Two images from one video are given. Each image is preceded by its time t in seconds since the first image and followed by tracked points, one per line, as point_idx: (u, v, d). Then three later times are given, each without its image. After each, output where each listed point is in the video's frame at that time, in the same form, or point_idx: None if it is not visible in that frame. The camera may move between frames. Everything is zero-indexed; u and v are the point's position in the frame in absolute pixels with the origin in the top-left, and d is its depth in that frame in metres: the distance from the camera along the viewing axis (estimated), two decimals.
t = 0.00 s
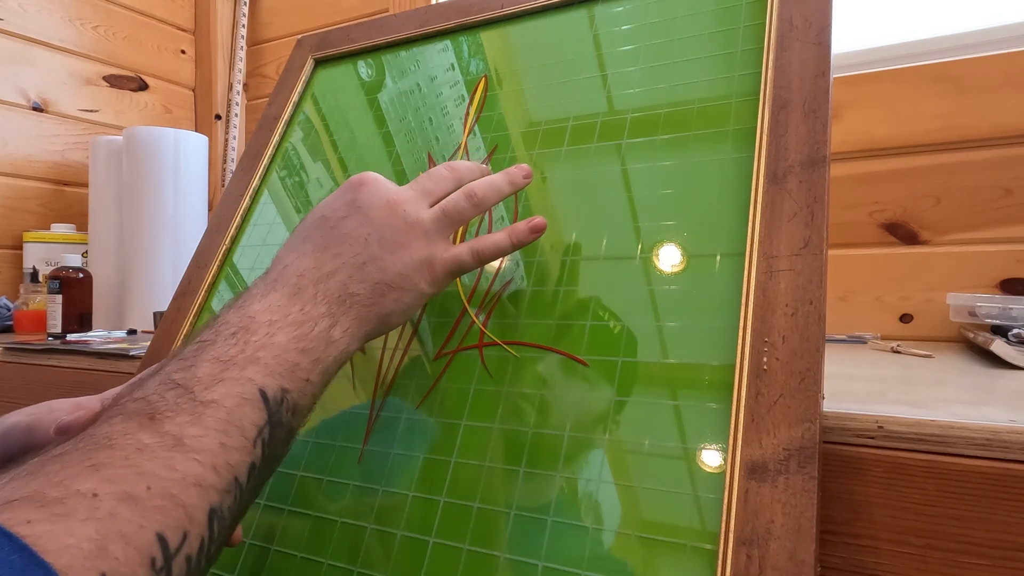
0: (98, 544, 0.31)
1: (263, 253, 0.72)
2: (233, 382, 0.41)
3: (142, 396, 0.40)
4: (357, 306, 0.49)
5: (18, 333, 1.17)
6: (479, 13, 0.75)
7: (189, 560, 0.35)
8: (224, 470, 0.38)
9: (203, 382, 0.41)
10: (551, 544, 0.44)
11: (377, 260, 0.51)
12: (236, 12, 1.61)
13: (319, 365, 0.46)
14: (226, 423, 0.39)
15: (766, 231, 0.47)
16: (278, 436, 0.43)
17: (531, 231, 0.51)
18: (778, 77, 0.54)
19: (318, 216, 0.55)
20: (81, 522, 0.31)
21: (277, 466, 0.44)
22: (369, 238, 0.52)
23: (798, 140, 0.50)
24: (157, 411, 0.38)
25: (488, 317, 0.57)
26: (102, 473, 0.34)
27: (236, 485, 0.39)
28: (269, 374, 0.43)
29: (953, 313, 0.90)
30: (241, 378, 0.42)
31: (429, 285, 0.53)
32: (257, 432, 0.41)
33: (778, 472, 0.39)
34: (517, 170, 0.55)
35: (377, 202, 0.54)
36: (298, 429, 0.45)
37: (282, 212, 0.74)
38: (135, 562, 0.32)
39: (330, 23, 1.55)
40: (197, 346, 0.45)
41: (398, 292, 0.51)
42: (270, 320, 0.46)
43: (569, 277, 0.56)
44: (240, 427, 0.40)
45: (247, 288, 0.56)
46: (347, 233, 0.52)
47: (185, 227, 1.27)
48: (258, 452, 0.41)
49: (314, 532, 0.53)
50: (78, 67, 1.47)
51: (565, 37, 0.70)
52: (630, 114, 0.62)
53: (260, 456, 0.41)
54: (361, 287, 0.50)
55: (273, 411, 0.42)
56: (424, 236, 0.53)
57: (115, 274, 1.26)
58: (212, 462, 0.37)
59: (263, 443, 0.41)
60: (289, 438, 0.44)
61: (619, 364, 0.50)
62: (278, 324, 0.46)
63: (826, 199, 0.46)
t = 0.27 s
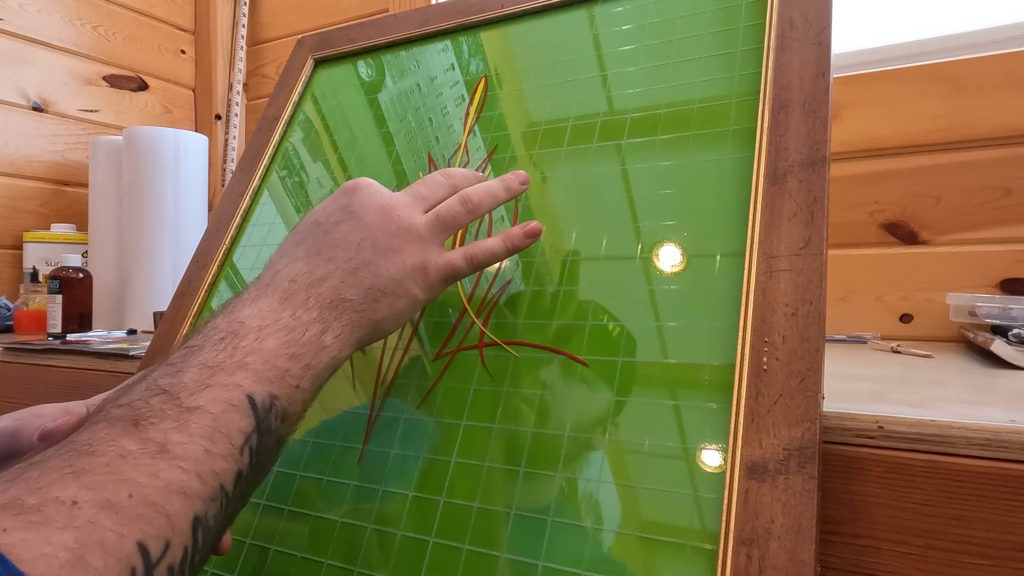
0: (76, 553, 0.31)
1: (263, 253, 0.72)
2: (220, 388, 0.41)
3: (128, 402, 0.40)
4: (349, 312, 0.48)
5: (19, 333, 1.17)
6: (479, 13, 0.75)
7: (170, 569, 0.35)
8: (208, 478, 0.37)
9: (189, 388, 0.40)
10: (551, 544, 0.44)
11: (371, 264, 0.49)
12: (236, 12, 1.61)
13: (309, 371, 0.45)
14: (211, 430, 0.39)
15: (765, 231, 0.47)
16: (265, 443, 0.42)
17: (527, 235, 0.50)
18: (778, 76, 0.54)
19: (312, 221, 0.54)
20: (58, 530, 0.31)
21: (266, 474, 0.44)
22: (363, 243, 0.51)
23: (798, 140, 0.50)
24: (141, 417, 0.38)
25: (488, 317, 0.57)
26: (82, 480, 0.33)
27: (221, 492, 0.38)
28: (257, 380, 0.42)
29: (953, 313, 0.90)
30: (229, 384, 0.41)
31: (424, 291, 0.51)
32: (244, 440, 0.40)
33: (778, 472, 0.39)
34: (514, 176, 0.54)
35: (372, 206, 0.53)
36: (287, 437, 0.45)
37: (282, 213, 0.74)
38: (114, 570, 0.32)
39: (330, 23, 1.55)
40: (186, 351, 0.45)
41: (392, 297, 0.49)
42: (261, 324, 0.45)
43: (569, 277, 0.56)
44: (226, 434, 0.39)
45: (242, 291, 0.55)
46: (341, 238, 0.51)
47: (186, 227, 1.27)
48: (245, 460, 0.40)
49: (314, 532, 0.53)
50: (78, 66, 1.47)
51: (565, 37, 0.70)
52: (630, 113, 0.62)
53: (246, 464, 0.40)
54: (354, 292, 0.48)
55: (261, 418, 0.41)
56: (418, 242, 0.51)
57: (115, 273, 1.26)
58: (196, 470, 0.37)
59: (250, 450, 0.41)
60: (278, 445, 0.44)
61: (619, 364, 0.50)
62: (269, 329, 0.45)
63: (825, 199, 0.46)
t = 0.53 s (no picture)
0: (58, 562, 0.31)
1: (263, 253, 0.72)
2: (210, 394, 0.40)
3: (116, 408, 0.40)
4: (342, 318, 0.47)
5: (18, 333, 1.17)
6: (480, 13, 0.75)
7: None
8: (197, 486, 0.37)
9: (178, 395, 0.40)
10: (551, 544, 0.44)
11: (365, 270, 0.49)
12: (236, 12, 1.61)
13: (301, 378, 0.44)
14: (200, 437, 0.38)
15: (765, 231, 0.47)
16: (256, 450, 0.42)
17: (521, 240, 0.49)
18: (778, 76, 0.54)
19: (306, 226, 0.53)
20: (40, 539, 0.31)
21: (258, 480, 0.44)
22: (357, 249, 0.50)
23: (798, 140, 0.50)
24: (129, 423, 0.38)
25: (488, 317, 0.57)
26: (66, 488, 0.33)
27: (209, 501, 0.38)
28: (248, 386, 0.42)
29: (953, 313, 0.90)
30: (219, 391, 0.41)
31: (420, 298, 0.51)
32: (233, 447, 0.40)
33: (778, 472, 0.39)
34: (511, 183, 0.53)
35: (367, 211, 0.52)
36: (279, 443, 0.44)
37: (282, 212, 0.74)
38: None
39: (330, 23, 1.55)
40: (175, 357, 0.44)
41: (386, 303, 0.49)
42: (252, 330, 0.44)
43: (569, 277, 0.56)
44: (215, 441, 0.39)
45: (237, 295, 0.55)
46: (335, 243, 0.51)
47: (186, 226, 1.27)
48: (234, 467, 0.40)
49: (314, 532, 0.53)
50: (78, 66, 1.47)
51: (565, 37, 0.70)
52: (630, 113, 0.62)
53: (235, 472, 0.40)
54: (347, 298, 0.48)
55: (251, 425, 0.41)
56: (413, 248, 0.51)
57: (115, 273, 1.26)
58: (184, 478, 0.37)
59: (239, 457, 0.40)
60: (270, 452, 0.43)
61: (619, 363, 0.50)
62: (260, 334, 0.44)
63: (825, 200, 0.46)
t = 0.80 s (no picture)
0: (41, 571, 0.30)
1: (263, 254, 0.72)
2: (199, 401, 0.40)
3: (104, 415, 0.40)
4: (335, 324, 0.47)
5: (18, 333, 1.17)
6: (480, 13, 0.75)
7: None
8: (184, 494, 0.37)
9: (167, 401, 0.40)
10: (551, 544, 0.44)
11: (358, 276, 0.49)
12: (236, 12, 1.61)
13: (292, 384, 0.44)
14: (188, 444, 0.38)
15: (766, 231, 0.47)
16: (245, 457, 0.41)
17: (514, 245, 0.49)
18: (778, 76, 0.54)
19: (299, 232, 0.53)
20: (22, 548, 0.31)
21: (248, 487, 0.43)
22: (350, 255, 0.50)
23: (798, 140, 0.50)
24: (115, 431, 0.38)
25: (488, 317, 0.57)
26: (50, 496, 0.33)
27: (197, 509, 0.38)
28: (238, 393, 0.41)
29: (953, 313, 0.90)
30: (208, 397, 0.40)
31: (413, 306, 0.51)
32: (222, 454, 0.39)
33: (778, 472, 0.39)
34: (506, 190, 0.52)
35: (361, 218, 0.52)
36: (269, 450, 0.44)
37: (282, 213, 0.74)
38: None
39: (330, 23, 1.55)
40: (165, 363, 0.44)
41: (379, 310, 0.49)
42: (243, 336, 0.44)
43: (569, 277, 0.56)
44: (203, 448, 0.39)
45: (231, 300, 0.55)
46: (328, 249, 0.51)
47: (186, 226, 1.27)
48: (222, 475, 0.40)
49: (314, 532, 0.52)
50: (78, 66, 1.47)
51: (565, 37, 0.70)
52: (630, 113, 0.62)
53: (224, 479, 0.40)
54: (340, 304, 0.48)
55: (240, 432, 0.41)
56: (405, 255, 0.51)
57: (115, 273, 1.26)
58: (170, 486, 0.36)
59: (228, 464, 0.40)
60: (259, 459, 0.43)
61: (619, 363, 0.50)
62: (251, 340, 0.44)
63: (826, 199, 0.46)
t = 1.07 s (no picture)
0: None
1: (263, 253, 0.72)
2: (184, 407, 0.40)
3: (87, 421, 0.39)
4: (325, 330, 0.47)
5: (18, 333, 1.17)
6: (479, 13, 0.76)
7: None
8: (166, 501, 0.37)
9: (151, 407, 0.40)
10: (551, 544, 0.44)
11: (348, 282, 0.49)
12: (236, 12, 1.61)
13: (279, 391, 0.44)
14: (172, 450, 0.38)
15: (766, 231, 0.47)
16: (231, 464, 0.41)
17: (506, 250, 0.48)
18: (778, 77, 0.54)
19: (290, 238, 0.53)
20: None
21: (235, 495, 0.43)
22: (341, 261, 0.50)
23: (798, 140, 0.50)
24: (98, 436, 0.37)
25: (489, 317, 0.57)
26: (28, 503, 0.33)
27: (180, 517, 0.37)
28: (224, 399, 0.41)
29: (953, 313, 0.90)
30: (193, 403, 0.40)
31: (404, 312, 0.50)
32: (207, 460, 0.39)
33: (778, 472, 0.39)
34: (500, 196, 0.51)
35: (353, 223, 0.52)
36: (257, 457, 0.44)
37: (282, 213, 0.74)
38: None
39: (330, 23, 1.55)
40: (150, 369, 0.44)
41: (369, 316, 0.48)
42: (230, 341, 0.44)
43: (568, 277, 0.56)
44: (187, 454, 0.39)
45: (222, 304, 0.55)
46: (319, 255, 0.50)
47: (186, 226, 1.27)
48: (207, 482, 0.40)
49: (314, 531, 0.52)
50: (78, 67, 1.47)
51: (565, 37, 0.71)
52: (630, 113, 0.62)
53: (209, 486, 0.40)
54: (330, 310, 0.48)
55: (226, 439, 0.41)
56: (397, 260, 0.50)
57: (115, 273, 1.26)
58: (153, 493, 0.36)
59: (213, 471, 0.40)
60: (247, 466, 0.43)
61: (619, 363, 0.50)
62: (238, 346, 0.44)
63: (825, 200, 0.46)
